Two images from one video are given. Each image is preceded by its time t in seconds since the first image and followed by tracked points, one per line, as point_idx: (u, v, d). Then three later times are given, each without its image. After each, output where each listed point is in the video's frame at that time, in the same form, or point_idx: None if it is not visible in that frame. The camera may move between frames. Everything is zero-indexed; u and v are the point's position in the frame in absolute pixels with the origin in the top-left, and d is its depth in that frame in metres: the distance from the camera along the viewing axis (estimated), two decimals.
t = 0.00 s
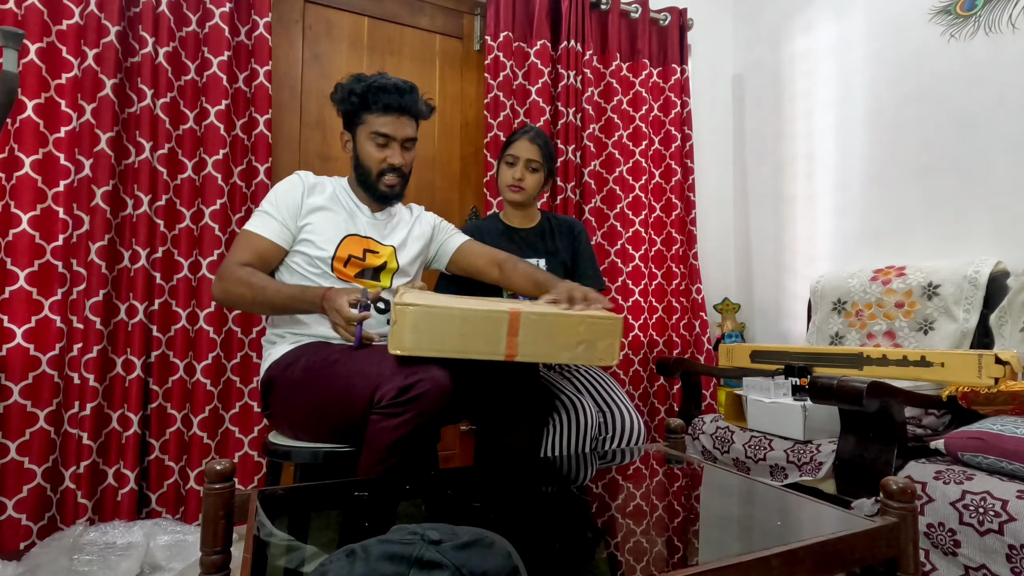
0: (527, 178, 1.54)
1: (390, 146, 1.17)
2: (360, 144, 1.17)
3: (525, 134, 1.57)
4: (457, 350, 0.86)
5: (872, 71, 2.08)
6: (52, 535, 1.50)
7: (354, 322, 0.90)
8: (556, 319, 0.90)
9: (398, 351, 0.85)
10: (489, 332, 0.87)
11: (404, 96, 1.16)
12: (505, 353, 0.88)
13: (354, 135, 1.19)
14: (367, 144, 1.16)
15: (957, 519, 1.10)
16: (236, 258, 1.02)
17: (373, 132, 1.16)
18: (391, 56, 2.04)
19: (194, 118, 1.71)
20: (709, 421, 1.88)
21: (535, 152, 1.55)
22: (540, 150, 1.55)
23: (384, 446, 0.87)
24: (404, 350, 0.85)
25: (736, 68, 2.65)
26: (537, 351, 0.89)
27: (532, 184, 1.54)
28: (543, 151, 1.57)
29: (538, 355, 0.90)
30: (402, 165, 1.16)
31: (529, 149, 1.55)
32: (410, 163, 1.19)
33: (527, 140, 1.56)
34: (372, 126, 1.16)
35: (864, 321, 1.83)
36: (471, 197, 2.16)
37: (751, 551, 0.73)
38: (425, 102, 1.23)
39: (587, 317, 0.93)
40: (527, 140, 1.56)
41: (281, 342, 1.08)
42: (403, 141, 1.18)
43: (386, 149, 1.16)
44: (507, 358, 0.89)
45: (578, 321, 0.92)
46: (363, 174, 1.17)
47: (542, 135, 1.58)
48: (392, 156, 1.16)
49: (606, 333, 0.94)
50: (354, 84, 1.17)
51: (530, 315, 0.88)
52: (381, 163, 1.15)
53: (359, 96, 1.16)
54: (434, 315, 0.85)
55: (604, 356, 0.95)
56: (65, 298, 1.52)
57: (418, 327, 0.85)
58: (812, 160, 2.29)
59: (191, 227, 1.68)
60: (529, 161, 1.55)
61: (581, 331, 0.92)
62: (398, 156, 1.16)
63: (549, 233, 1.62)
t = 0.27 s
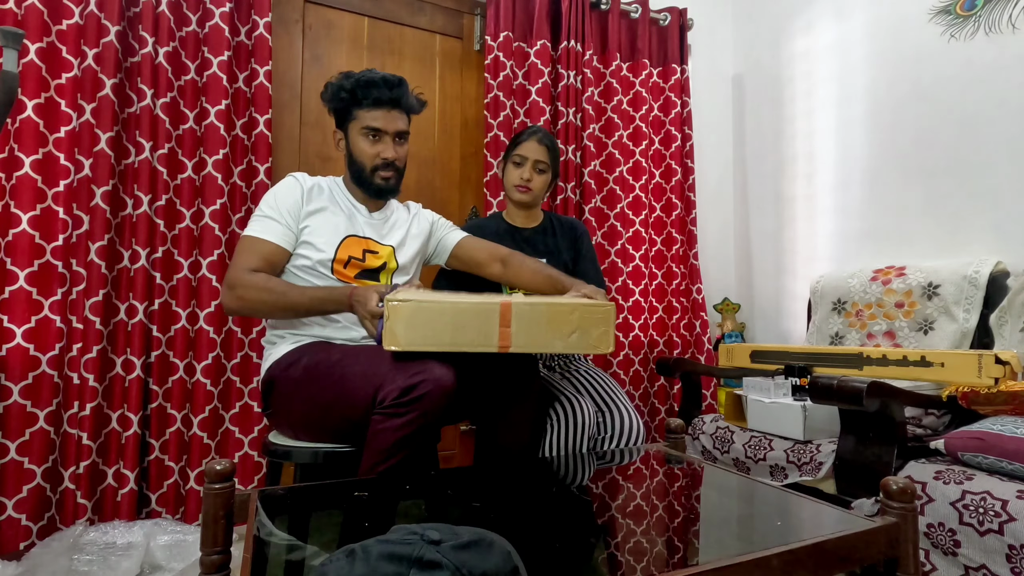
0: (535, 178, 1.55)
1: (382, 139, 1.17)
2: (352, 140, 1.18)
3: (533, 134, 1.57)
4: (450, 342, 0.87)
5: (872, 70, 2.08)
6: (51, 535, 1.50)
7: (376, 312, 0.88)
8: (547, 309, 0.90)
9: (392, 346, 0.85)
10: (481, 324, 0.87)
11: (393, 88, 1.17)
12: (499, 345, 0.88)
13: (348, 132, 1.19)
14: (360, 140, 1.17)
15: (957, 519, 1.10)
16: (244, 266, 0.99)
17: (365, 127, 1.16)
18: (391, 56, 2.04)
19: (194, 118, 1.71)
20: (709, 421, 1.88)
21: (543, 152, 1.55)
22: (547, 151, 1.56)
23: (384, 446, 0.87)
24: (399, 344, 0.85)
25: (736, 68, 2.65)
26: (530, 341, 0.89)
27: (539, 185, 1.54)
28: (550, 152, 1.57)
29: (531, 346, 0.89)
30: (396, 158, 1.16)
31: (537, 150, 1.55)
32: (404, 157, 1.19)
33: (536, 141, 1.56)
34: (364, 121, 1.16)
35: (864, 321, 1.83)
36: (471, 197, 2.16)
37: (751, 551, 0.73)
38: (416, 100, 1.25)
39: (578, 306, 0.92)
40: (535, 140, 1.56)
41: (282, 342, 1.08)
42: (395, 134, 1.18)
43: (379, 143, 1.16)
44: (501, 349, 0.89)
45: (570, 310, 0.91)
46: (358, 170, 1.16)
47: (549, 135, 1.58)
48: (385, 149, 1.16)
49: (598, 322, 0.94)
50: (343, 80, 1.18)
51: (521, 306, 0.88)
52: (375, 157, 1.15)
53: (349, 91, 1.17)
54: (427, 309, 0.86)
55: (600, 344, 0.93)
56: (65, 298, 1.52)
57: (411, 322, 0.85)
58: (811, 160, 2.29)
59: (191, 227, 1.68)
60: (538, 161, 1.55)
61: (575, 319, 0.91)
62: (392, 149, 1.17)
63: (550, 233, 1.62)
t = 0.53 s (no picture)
0: (538, 179, 1.55)
1: (378, 136, 1.17)
2: (348, 137, 1.17)
3: (536, 134, 1.57)
4: (478, 310, 0.78)
5: (872, 71, 2.08)
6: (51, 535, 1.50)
7: (377, 296, 0.83)
8: (572, 270, 0.84)
9: (417, 317, 0.75)
10: (508, 288, 0.80)
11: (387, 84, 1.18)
12: (529, 310, 0.81)
13: (343, 130, 1.18)
14: (356, 137, 1.16)
15: (957, 519, 1.10)
16: (256, 263, 0.95)
17: (360, 124, 1.16)
18: (391, 56, 2.04)
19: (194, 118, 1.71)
20: (709, 421, 1.88)
21: (546, 153, 1.55)
22: (551, 152, 1.56)
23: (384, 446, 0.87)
24: (423, 310, 0.75)
25: (736, 68, 2.65)
26: (560, 304, 0.82)
27: (542, 185, 1.55)
28: (553, 152, 1.57)
29: (561, 310, 0.82)
30: (392, 154, 1.16)
31: (541, 150, 1.55)
32: (400, 153, 1.19)
33: (539, 141, 1.55)
34: (358, 118, 1.16)
35: (864, 321, 1.83)
36: (471, 197, 2.16)
37: (751, 552, 0.73)
38: (410, 97, 1.25)
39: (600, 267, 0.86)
40: (539, 141, 1.56)
41: (282, 342, 1.08)
42: (391, 130, 1.18)
43: (374, 140, 1.16)
44: (531, 317, 0.81)
45: (597, 269, 0.85)
46: (354, 167, 1.16)
47: (552, 135, 1.58)
48: (381, 145, 1.16)
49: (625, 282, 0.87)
50: (337, 78, 1.18)
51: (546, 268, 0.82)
52: (371, 153, 1.15)
53: (343, 89, 1.17)
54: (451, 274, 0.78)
55: (628, 307, 0.87)
56: (65, 298, 1.52)
57: (436, 288, 0.77)
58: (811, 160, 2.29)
59: (191, 227, 1.68)
60: (541, 162, 1.55)
61: (603, 280, 0.85)
62: (388, 145, 1.16)
63: (550, 233, 1.61)
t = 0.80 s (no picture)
0: (535, 179, 1.55)
1: (378, 135, 1.16)
2: (348, 135, 1.16)
3: (534, 134, 1.57)
4: (516, 270, 0.75)
5: (872, 71, 2.08)
6: (50, 535, 1.50)
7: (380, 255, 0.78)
8: (592, 244, 0.84)
9: (462, 266, 0.69)
10: (542, 252, 0.78)
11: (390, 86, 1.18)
12: (559, 277, 0.79)
13: (342, 128, 1.18)
14: (356, 136, 1.15)
15: (957, 519, 1.10)
16: (262, 237, 0.95)
17: (362, 122, 1.15)
18: (391, 56, 2.04)
19: (194, 118, 1.71)
20: (709, 421, 1.88)
21: (544, 153, 1.55)
22: (548, 152, 1.56)
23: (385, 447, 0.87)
24: (467, 267, 0.70)
25: (736, 68, 2.65)
26: (584, 275, 0.82)
27: (540, 186, 1.55)
28: (551, 152, 1.57)
29: (584, 279, 0.82)
30: (392, 155, 1.16)
31: (538, 150, 1.55)
32: (400, 154, 1.18)
33: (537, 141, 1.55)
34: (360, 117, 1.15)
35: (864, 321, 1.83)
36: (471, 197, 2.16)
37: (751, 551, 0.73)
38: (412, 100, 1.25)
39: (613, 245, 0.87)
40: (536, 141, 1.55)
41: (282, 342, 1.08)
42: (392, 131, 1.17)
43: (375, 140, 1.15)
44: (560, 284, 0.79)
45: (610, 246, 0.87)
46: (353, 166, 1.16)
47: (550, 135, 1.58)
48: (382, 146, 1.15)
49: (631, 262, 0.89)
50: (340, 76, 1.17)
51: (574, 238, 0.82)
52: (371, 153, 1.15)
53: (346, 88, 1.16)
54: (493, 230, 0.74)
55: (633, 287, 0.89)
56: (65, 298, 1.52)
57: (479, 240, 0.72)
58: (811, 160, 2.29)
59: (191, 227, 1.68)
60: (538, 162, 1.55)
61: (614, 257, 0.87)
62: (388, 145, 1.16)
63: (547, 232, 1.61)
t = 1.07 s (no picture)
0: (526, 180, 1.55)
1: (395, 142, 1.14)
2: (363, 134, 1.12)
3: (524, 136, 1.57)
4: (521, 338, 0.78)
5: (872, 71, 2.08)
6: (50, 536, 1.50)
7: (388, 304, 0.70)
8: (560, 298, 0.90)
9: (491, 347, 0.70)
10: (536, 316, 0.81)
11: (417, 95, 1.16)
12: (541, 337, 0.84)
13: (359, 125, 1.13)
14: (374, 138, 1.12)
15: (957, 519, 1.10)
16: (254, 216, 0.91)
17: (383, 126, 1.12)
18: (391, 56, 2.04)
19: (194, 118, 1.71)
20: (709, 421, 1.88)
21: (535, 154, 1.55)
22: (538, 152, 1.55)
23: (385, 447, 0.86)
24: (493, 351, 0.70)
25: (736, 68, 2.65)
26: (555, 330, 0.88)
27: (531, 187, 1.54)
28: (541, 153, 1.56)
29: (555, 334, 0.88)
30: (405, 165, 1.15)
31: (528, 151, 1.54)
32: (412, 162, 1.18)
33: (526, 142, 1.55)
34: (382, 120, 1.12)
35: (864, 321, 1.83)
36: (471, 197, 2.16)
37: (751, 552, 0.73)
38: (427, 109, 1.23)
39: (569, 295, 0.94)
40: (526, 142, 1.55)
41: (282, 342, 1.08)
42: (409, 140, 1.16)
43: (392, 146, 1.13)
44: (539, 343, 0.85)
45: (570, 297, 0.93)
46: (364, 170, 1.13)
47: (541, 136, 1.58)
48: (398, 154, 1.13)
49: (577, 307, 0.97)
50: (371, 73, 1.13)
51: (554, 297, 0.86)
52: (386, 160, 1.13)
53: (376, 88, 1.12)
54: (513, 300, 0.75)
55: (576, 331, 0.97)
56: (65, 298, 1.52)
57: (504, 315, 0.73)
58: (812, 160, 2.29)
59: (191, 227, 1.68)
60: (528, 163, 1.55)
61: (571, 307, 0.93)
62: (403, 153, 1.14)
63: (538, 231, 1.61)
